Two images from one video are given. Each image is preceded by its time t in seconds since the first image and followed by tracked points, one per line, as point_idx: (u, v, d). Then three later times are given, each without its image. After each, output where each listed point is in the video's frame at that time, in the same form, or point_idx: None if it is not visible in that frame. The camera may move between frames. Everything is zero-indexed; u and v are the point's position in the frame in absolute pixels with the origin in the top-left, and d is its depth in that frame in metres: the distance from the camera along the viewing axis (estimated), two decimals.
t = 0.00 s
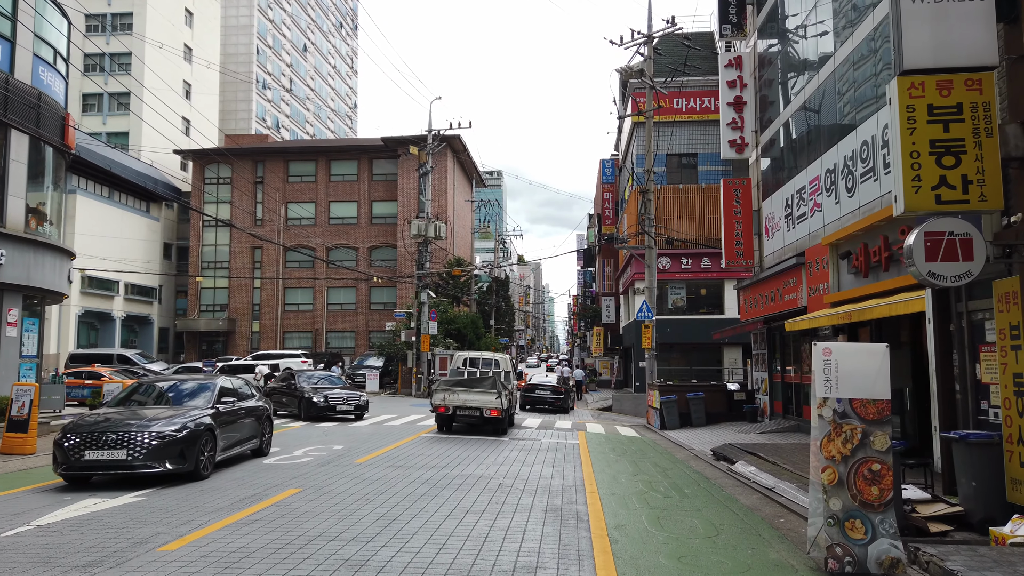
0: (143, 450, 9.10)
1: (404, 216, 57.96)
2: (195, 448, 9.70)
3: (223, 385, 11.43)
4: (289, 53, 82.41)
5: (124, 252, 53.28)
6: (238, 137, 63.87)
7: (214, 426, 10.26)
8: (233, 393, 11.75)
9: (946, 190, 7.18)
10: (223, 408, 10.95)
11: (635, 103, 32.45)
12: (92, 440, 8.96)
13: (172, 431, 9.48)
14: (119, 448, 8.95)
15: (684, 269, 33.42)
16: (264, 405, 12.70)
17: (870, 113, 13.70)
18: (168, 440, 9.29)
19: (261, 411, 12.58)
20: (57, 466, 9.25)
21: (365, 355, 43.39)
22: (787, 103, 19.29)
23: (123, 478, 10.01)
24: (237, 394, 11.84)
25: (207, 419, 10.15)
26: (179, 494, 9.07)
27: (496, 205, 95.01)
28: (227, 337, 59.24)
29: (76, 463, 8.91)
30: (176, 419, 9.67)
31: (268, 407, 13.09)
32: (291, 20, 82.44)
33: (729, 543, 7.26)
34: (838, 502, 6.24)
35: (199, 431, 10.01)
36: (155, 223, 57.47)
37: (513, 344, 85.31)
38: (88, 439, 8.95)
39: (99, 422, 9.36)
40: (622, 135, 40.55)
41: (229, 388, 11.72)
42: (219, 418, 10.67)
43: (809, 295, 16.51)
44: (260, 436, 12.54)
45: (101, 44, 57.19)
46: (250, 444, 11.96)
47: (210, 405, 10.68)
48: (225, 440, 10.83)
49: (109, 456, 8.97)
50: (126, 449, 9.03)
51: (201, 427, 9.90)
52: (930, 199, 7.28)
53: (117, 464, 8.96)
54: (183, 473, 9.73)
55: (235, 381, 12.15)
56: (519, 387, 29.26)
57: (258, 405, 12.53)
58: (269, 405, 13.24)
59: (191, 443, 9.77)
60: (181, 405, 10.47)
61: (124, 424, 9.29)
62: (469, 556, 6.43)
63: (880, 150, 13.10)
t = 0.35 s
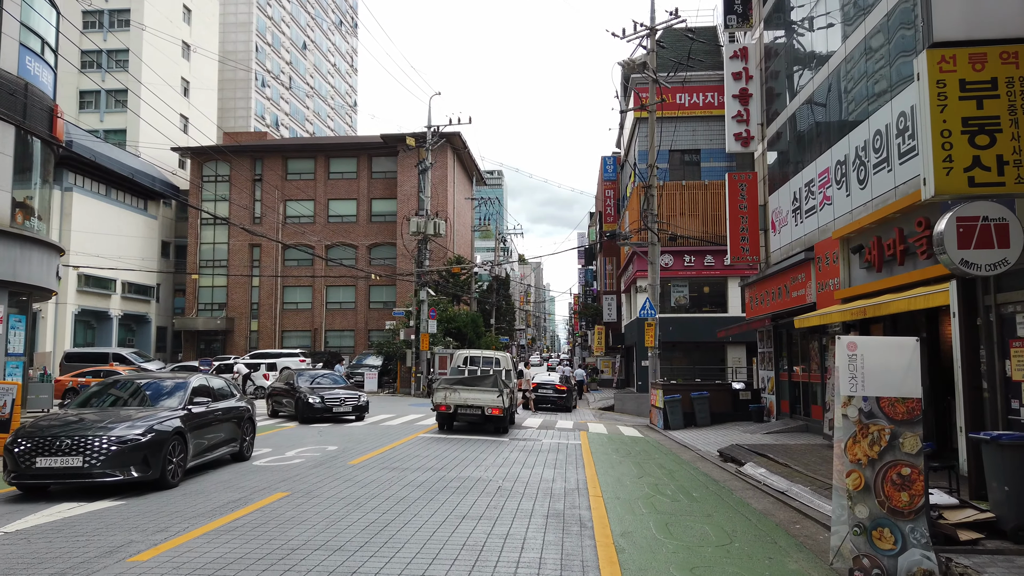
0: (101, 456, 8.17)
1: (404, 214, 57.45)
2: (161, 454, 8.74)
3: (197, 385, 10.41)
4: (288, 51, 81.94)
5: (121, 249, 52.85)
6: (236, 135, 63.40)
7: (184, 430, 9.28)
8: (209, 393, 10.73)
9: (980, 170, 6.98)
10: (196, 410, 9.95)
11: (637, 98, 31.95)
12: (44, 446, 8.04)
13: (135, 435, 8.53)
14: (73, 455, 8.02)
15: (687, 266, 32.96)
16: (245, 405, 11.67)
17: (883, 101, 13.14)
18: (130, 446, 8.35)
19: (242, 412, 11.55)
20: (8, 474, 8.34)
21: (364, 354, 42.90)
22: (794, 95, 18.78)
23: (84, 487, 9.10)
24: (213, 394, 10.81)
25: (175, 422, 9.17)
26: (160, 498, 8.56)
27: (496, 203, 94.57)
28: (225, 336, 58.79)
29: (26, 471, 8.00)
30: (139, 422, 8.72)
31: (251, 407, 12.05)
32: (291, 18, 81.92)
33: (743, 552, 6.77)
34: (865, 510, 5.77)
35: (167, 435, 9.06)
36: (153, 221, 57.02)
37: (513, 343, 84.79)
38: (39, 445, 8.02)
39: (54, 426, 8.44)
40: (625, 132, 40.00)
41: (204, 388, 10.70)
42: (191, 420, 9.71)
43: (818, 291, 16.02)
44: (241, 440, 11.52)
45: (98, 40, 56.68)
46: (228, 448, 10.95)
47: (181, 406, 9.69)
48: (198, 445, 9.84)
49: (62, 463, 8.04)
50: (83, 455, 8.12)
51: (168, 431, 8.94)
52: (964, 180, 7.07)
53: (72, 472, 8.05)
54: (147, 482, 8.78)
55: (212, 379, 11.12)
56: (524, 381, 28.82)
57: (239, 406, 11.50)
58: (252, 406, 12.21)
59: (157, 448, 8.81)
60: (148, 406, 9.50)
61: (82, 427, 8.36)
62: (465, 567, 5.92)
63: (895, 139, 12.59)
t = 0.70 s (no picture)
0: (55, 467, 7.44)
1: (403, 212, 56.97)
2: (123, 463, 7.99)
3: (167, 386, 9.66)
4: (287, 49, 81.45)
5: (118, 247, 52.36)
6: (235, 133, 62.98)
7: (150, 436, 8.55)
8: (182, 395, 9.97)
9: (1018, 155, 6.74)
10: (166, 414, 9.20)
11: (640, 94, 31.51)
12: None
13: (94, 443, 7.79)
14: (24, 465, 7.32)
15: (689, 265, 32.47)
16: (224, 409, 10.96)
17: (896, 92, 12.68)
18: (88, 454, 7.61)
19: (220, 415, 10.79)
20: None
21: (362, 354, 42.40)
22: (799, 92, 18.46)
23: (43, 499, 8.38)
24: (187, 397, 10.05)
25: (141, 428, 8.44)
26: (135, 506, 8.10)
27: (496, 202, 94.09)
28: (223, 336, 58.29)
29: None
30: (100, 428, 7.99)
31: (232, 410, 11.30)
32: (290, 16, 81.40)
33: (755, 566, 6.31)
34: (893, 522, 5.29)
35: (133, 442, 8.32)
36: (150, 220, 56.56)
37: (513, 343, 84.36)
38: None
39: (7, 433, 7.73)
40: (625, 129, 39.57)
41: (178, 390, 9.98)
42: (160, 424, 8.98)
43: (826, 290, 15.57)
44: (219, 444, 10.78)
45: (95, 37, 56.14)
46: (204, 454, 10.20)
47: (150, 409, 8.96)
48: (168, 452, 9.10)
49: (12, 475, 7.33)
50: (33, 465, 7.38)
51: (132, 438, 8.21)
52: (1002, 165, 6.80)
53: (22, 484, 7.31)
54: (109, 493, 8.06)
55: (186, 381, 10.36)
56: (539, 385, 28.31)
57: (216, 409, 10.74)
58: (233, 408, 11.46)
59: (120, 456, 8.07)
60: (111, 410, 8.74)
61: (36, 435, 7.65)
62: None
63: (909, 131, 12.15)
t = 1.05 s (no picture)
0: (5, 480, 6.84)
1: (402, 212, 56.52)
2: (81, 476, 7.35)
3: (139, 390, 9.03)
4: (286, 48, 81.02)
5: (114, 247, 51.89)
6: (233, 132, 62.54)
7: (115, 445, 7.92)
8: (156, 399, 9.34)
9: None
10: (135, 421, 8.58)
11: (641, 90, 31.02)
12: None
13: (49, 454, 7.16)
14: None
15: (691, 265, 32.01)
16: (204, 413, 10.31)
17: (911, 83, 12.19)
18: (41, 467, 6.99)
19: (199, 421, 10.16)
20: None
21: (361, 355, 41.98)
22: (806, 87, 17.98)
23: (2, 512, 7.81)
24: (162, 401, 9.43)
25: (105, 435, 7.81)
26: (108, 519, 7.62)
27: (497, 201, 93.75)
28: (221, 337, 57.84)
29: None
30: (57, 437, 7.35)
31: (213, 414, 10.67)
32: (289, 15, 80.93)
33: None
34: (929, 543, 4.84)
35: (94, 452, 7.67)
36: (147, 220, 56.13)
37: (512, 343, 83.93)
38: None
39: None
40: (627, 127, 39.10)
41: (152, 393, 9.32)
42: (128, 431, 8.32)
43: (837, 289, 15.06)
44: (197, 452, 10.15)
45: (93, 35, 55.57)
46: (179, 463, 9.57)
47: (117, 416, 8.31)
48: (136, 462, 8.48)
49: None
50: None
51: (95, 446, 7.60)
52: None
53: None
54: (67, 509, 7.43)
55: (162, 383, 9.72)
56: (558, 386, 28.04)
57: (194, 414, 10.11)
58: (214, 413, 10.82)
59: (79, 468, 7.43)
60: (74, 417, 8.11)
61: None
62: None
63: (924, 123, 11.68)
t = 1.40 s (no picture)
0: None
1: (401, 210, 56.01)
2: (38, 485, 6.74)
3: (110, 392, 8.42)
4: (284, 46, 80.54)
5: (109, 245, 51.35)
6: (231, 131, 62.01)
7: (78, 450, 7.31)
8: (129, 402, 8.71)
9: None
10: (103, 424, 7.95)
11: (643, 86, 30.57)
12: None
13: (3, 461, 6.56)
14: None
15: (693, 263, 31.54)
16: (184, 416, 9.69)
17: (926, 70, 11.71)
18: None
19: (177, 424, 9.49)
20: None
21: (358, 355, 41.52)
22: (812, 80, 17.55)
23: None
24: (135, 403, 8.79)
25: (67, 440, 7.21)
26: (78, 529, 7.15)
27: (496, 200, 93.26)
28: (217, 337, 57.32)
29: None
30: (13, 442, 6.75)
31: (193, 417, 10.01)
32: (287, 13, 80.34)
33: None
34: (977, 560, 4.74)
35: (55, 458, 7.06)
36: (143, 218, 55.63)
37: (512, 344, 83.45)
38: None
39: None
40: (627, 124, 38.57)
41: (125, 395, 8.70)
42: (94, 435, 7.70)
43: (846, 286, 14.62)
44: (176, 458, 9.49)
45: (89, 32, 55.08)
46: (155, 470, 8.93)
47: (84, 419, 7.70)
48: (105, 468, 7.86)
49: None
50: None
51: (55, 452, 7.01)
52: None
53: None
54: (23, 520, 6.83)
55: (136, 385, 9.08)
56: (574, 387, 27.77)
57: (173, 416, 9.45)
58: (196, 415, 10.18)
59: (36, 476, 6.82)
60: (37, 420, 7.51)
61: None
62: None
63: (940, 112, 11.22)
